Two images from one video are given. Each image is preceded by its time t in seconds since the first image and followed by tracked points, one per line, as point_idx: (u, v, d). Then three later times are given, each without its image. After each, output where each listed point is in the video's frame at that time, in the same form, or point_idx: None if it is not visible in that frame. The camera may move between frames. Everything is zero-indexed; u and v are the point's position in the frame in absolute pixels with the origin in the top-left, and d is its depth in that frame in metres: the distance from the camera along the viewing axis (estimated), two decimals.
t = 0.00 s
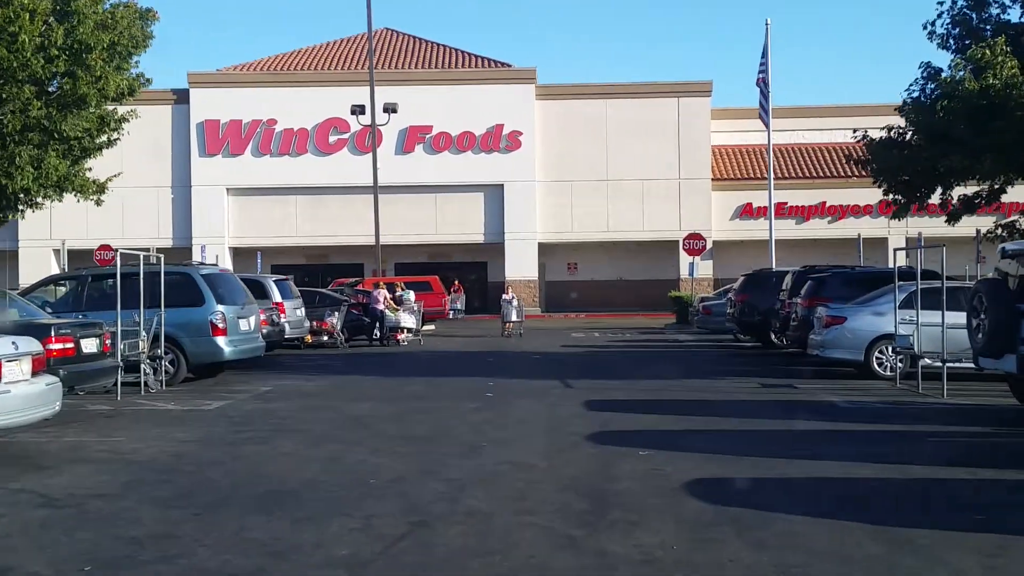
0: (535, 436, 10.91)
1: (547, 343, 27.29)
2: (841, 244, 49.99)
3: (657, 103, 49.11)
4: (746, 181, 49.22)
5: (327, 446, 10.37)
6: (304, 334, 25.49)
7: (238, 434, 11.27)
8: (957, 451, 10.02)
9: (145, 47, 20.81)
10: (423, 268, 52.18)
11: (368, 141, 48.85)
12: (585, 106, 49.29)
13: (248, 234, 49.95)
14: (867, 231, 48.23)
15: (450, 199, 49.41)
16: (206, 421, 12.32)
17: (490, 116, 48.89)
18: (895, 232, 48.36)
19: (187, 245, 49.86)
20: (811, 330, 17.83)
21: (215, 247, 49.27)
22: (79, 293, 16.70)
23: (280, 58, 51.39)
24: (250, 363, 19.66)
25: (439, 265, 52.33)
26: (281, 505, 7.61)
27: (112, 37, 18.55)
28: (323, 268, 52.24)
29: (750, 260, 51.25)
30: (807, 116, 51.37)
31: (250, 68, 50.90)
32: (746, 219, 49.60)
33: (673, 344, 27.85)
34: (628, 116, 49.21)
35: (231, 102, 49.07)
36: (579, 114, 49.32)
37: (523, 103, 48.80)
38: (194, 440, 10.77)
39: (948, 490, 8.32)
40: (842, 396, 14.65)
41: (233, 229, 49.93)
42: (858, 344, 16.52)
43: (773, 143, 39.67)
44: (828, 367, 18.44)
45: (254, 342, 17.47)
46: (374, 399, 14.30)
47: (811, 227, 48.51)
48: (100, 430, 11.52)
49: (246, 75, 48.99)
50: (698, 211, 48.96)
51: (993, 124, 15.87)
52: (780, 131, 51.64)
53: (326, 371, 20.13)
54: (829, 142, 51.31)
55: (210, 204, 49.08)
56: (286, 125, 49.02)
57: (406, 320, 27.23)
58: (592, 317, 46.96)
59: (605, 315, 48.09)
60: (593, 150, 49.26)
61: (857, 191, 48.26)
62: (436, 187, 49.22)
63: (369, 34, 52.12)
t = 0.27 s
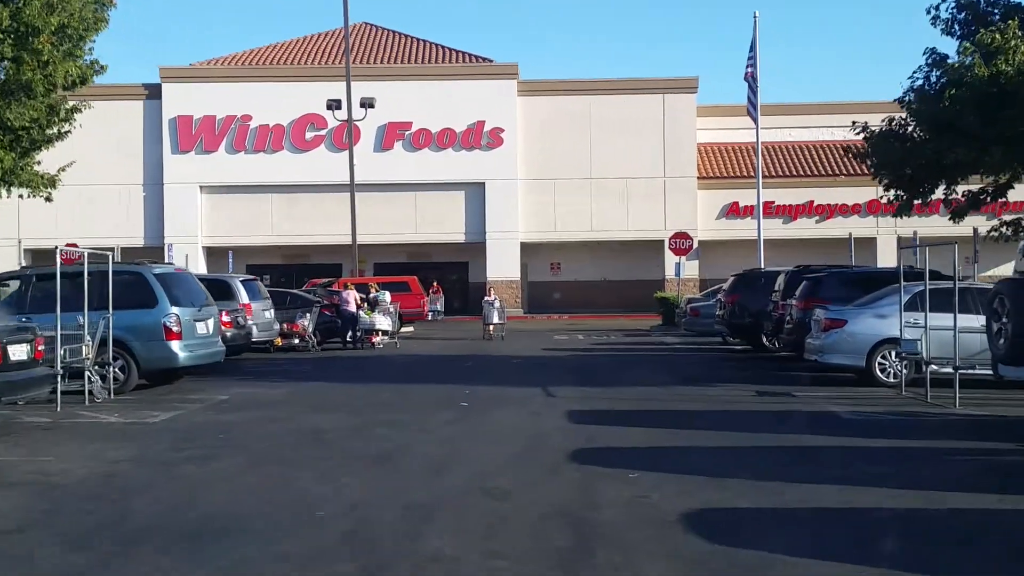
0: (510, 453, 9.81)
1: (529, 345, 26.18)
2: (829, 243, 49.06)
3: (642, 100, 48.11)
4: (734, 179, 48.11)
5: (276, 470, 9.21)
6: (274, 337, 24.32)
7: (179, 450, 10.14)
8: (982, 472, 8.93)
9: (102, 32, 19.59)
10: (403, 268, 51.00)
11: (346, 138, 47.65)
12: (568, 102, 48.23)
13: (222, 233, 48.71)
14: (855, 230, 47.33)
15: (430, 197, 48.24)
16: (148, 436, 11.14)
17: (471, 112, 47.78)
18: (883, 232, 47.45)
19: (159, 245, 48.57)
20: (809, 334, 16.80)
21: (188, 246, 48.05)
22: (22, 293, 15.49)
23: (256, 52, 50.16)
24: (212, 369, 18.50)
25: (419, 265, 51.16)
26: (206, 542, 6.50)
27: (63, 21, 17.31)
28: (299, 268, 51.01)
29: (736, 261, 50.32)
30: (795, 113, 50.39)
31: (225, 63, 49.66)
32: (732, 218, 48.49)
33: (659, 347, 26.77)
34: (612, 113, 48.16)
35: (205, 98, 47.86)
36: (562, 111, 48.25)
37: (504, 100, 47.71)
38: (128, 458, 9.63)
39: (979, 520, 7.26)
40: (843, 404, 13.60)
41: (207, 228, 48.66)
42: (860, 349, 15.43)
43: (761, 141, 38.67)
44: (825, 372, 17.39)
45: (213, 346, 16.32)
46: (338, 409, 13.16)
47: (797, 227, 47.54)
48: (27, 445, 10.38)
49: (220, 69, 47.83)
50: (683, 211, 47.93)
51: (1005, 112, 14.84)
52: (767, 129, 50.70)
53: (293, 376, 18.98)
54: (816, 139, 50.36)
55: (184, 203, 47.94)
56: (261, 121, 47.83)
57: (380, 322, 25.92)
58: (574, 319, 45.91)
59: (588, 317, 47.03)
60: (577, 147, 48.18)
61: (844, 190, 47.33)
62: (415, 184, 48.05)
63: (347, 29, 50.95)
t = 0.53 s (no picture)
0: (486, 478, 8.67)
1: (512, 349, 25.09)
2: (819, 243, 48.12)
3: (628, 96, 47.05)
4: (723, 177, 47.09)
5: (217, 499, 8.06)
6: (243, 341, 23.15)
7: (111, 477, 8.96)
8: (1022, 499, 7.86)
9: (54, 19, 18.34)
10: (385, 269, 49.83)
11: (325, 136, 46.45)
12: (552, 99, 47.13)
13: (198, 234, 47.47)
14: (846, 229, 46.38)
15: (412, 196, 47.07)
16: (83, 457, 9.98)
17: (453, 109, 46.64)
18: (874, 231, 46.56)
19: (133, 246, 47.28)
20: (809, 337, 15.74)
21: (163, 248, 46.83)
22: None
23: (232, 49, 48.91)
24: (172, 377, 17.31)
25: (401, 266, 49.99)
26: None
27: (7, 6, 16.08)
28: (279, 269, 49.78)
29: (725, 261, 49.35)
30: (784, 110, 49.40)
31: (201, 59, 48.39)
32: (720, 217, 47.39)
33: (648, 350, 25.71)
34: (597, 110, 47.08)
35: (180, 95, 46.61)
36: (546, 108, 47.14)
37: (487, 97, 46.60)
38: (51, 487, 8.46)
39: None
40: (851, 414, 12.51)
41: (182, 229, 47.38)
42: (865, 354, 14.35)
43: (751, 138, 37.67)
44: (827, 378, 16.32)
45: (170, 353, 15.16)
46: (300, 422, 12.01)
47: (787, 226, 46.61)
48: None
49: (196, 66, 46.58)
50: (670, 210, 46.89)
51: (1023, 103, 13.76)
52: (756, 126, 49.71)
53: (260, 384, 17.80)
54: (806, 137, 49.40)
55: (158, 203, 46.71)
56: (237, 119, 46.58)
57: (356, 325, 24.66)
58: (560, 321, 44.84)
59: (573, 318, 45.96)
60: (562, 145, 47.08)
61: (835, 188, 46.39)
62: (396, 183, 46.88)
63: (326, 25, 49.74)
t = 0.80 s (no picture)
0: (461, 505, 7.57)
1: (496, 352, 23.96)
2: (811, 241, 47.16)
3: (616, 92, 46.00)
4: (713, 175, 46.07)
5: (146, 536, 6.92)
6: (213, 345, 21.97)
7: (31, 506, 7.82)
8: None
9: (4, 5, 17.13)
10: (367, 269, 48.66)
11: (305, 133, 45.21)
12: (538, 95, 46.02)
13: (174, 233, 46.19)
14: (839, 228, 45.45)
15: (394, 194, 45.89)
16: (7, 479, 8.84)
17: (437, 105, 45.50)
18: (868, 229, 45.62)
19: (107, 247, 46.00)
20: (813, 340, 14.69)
21: (138, 248, 45.55)
22: None
23: (210, 43, 47.68)
24: (130, 384, 16.13)
25: (384, 267, 48.80)
26: None
27: None
28: (258, 269, 48.55)
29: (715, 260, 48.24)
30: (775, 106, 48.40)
31: (176, 54, 47.14)
32: (711, 216, 46.42)
33: (638, 353, 24.63)
34: (584, 105, 46.01)
35: (154, 91, 45.38)
36: (532, 104, 46.04)
37: (471, 92, 45.49)
38: None
39: None
40: (863, 422, 11.43)
41: (157, 229, 46.11)
42: (874, 359, 13.29)
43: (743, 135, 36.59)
44: (831, 383, 15.27)
45: (123, 359, 14.02)
46: (257, 435, 10.88)
47: (779, 224, 45.63)
48: None
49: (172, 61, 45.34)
50: (659, 208, 45.86)
51: None
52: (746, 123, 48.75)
53: (225, 391, 16.64)
54: (798, 133, 48.45)
55: (133, 202, 45.43)
56: (214, 115, 45.35)
57: (333, 328, 23.54)
58: (547, 322, 43.71)
59: (560, 320, 44.84)
60: (548, 142, 45.98)
61: (828, 185, 45.43)
62: (378, 181, 45.67)
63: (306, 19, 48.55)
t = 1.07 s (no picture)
0: (431, 543, 6.49)
1: (483, 355, 22.87)
2: (806, 240, 46.18)
3: (606, 87, 44.93)
4: (706, 172, 45.04)
5: None
6: (183, 348, 20.82)
7: None
8: None
9: None
10: (351, 269, 47.50)
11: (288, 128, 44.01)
12: (527, 89, 44.95)
13: (152, 231, 44.96)
14: (834, 226, 44.48)
15: (379, 191, 44.73)
16: None
17: (423, 100, 44.38)
18: (864, 228, 44.68)
19: (84, 245, 44.73)
20: (822, 343, 13.61)
21: (116, 246, 44.27)
22: None
23: (190, 36, 46.51)
24: (86, 392, 14.99)
25: (369, 266, 47.63)
26: None
27: None
28: (239, 269, 47.34)
29: (708, 260, 47.17)
30: (769, 103, 47.44)
31: (155, 47, 45.94)
32: (704, 214, 45.32)
33: (631, 356, 23.57)
34: (575, 101, 44.94)
35: (132, 85, 44.17)
36: (521, 99, 44.95)
37: (458, 87, 44.40)
38: None
39: None
40: (884, 436, 10.37)
41: (136, 226, 44.88)
42: (891, 364, 12.21)
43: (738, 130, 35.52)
44: (839, 391, 14.21)
45: (72, 365, 12.85)
46: (212, 453, 9.79)
47: (774, 223, 44.65)
48: None
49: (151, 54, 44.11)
50: (651, 206, 44.80)
51: None
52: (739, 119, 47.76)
53: (188, 398, 15.51)
54: (792, 130, 47.50)
55: (111, 198, 44.14)
56: (193, 110, 44.23)
57: (310, 329, 22.44)
58: (537, 322, 42.59)
59: (549, 320, 43.73)
60: (537, 138, 44.90)
61: (823, 183, 44.49)
62: (362, 178, 44.47)
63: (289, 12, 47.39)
